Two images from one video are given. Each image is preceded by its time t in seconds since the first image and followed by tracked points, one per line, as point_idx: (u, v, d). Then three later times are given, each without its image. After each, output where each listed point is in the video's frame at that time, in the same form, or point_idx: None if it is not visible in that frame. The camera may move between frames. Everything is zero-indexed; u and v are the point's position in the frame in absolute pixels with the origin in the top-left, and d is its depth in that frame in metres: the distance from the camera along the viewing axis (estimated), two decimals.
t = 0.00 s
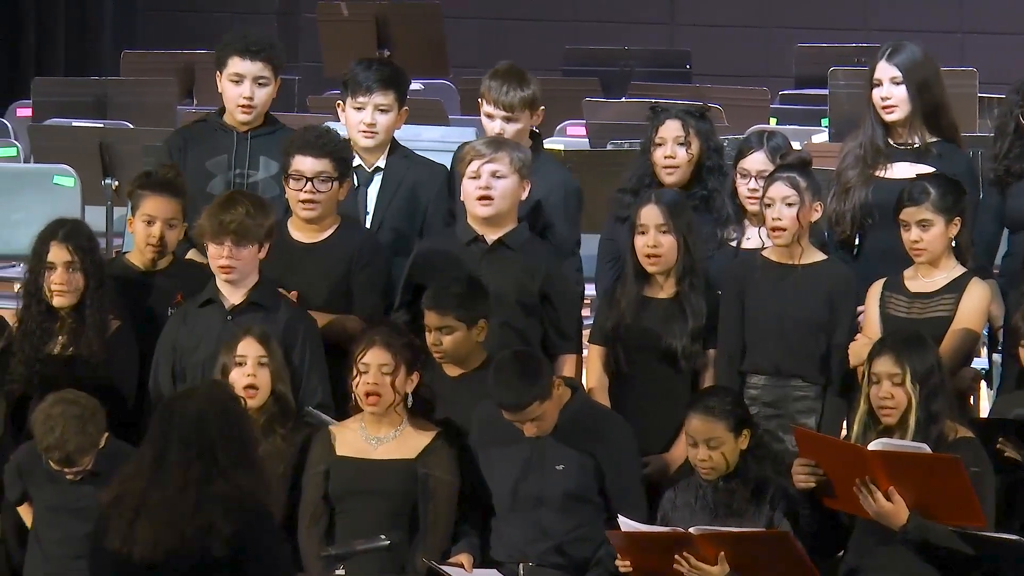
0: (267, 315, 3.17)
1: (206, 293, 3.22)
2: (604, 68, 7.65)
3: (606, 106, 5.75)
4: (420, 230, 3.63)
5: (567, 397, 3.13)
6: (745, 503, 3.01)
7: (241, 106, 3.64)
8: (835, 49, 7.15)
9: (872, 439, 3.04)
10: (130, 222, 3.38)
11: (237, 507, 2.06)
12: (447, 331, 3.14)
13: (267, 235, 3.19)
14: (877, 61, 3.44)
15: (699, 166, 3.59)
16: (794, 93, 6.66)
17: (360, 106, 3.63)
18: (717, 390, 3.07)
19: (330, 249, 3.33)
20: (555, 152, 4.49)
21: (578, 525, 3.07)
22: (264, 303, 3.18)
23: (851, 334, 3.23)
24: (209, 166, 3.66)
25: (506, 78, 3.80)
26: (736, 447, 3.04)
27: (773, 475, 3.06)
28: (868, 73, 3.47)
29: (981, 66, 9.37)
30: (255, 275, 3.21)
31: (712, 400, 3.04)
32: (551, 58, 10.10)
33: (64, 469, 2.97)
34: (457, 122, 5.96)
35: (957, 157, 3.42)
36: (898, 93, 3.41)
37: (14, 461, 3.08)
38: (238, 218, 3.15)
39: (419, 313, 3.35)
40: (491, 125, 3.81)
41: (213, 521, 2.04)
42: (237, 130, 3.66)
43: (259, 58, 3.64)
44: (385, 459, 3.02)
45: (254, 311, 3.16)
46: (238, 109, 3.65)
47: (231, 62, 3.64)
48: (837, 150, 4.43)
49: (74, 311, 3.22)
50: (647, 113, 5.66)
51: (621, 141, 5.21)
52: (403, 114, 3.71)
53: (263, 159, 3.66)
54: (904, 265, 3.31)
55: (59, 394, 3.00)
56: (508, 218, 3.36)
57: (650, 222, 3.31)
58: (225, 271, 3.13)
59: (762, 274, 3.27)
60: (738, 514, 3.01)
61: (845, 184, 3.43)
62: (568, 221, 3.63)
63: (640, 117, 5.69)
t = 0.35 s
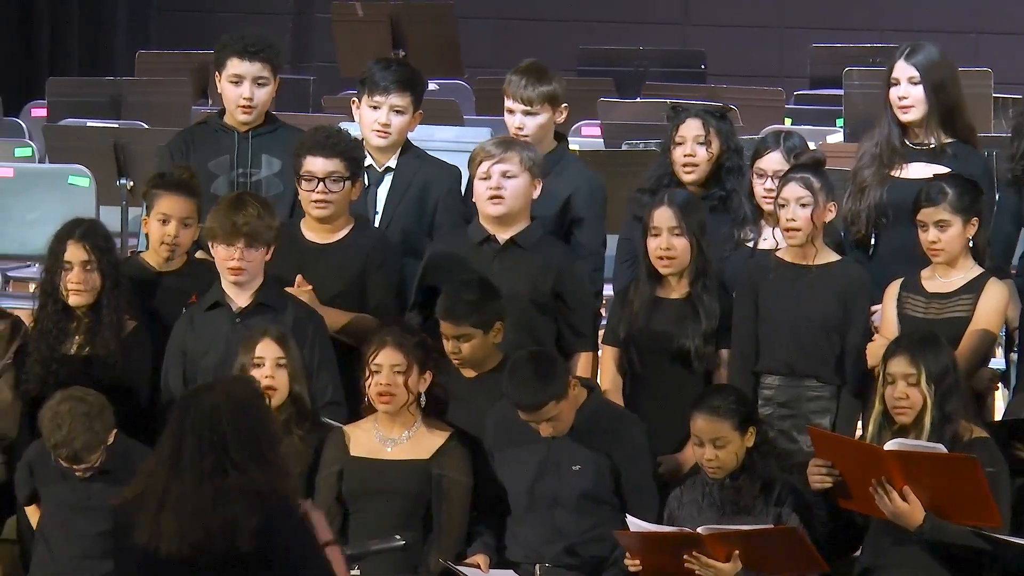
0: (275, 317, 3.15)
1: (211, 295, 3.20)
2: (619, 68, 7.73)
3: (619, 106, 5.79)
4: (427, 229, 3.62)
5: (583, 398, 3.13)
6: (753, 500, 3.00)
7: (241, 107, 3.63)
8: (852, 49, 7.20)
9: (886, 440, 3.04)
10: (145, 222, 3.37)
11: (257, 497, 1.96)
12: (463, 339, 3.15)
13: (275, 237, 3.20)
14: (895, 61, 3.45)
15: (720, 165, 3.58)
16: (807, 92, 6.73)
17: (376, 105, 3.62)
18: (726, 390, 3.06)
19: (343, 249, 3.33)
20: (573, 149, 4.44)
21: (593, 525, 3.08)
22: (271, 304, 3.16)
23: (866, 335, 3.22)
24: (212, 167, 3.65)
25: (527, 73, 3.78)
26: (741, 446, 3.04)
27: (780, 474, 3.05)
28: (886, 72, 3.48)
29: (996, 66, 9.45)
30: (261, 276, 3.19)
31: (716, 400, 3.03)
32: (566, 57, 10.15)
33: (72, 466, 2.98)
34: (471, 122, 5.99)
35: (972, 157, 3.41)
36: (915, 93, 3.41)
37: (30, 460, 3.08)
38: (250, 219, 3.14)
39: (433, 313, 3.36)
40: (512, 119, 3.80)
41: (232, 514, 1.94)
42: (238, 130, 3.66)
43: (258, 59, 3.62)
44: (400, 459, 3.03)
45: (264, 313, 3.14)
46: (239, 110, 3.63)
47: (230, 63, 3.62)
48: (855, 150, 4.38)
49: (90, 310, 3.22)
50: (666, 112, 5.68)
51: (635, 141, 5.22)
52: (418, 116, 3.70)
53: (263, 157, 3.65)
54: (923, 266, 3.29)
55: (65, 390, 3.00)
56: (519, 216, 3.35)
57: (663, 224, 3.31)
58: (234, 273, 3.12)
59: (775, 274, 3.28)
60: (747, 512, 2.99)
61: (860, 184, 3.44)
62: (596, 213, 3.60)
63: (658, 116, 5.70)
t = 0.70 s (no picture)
0: (309, 317, 3.15)
1: (246, 296, 3.21)
2: (645, 69, 7.76)
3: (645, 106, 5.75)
4: (450, 229, 3.63)
5: (610, 398, 3.14)
6: (780, 502, 2.99)
7: (257, 106, 3.60)
8: (877, 50, 7.20)
9: (914, 440, 3.02)
10: (172, 222, 3.38)
11: (288, 492, 1.86)
12: (491, 338, 3.15)
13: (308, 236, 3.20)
14: (925, 61, 3.45)
15: (745, 164, 3.61)
16: (834, 92, 6.75)
17: (399, 110, 3.61)
18: (752, 391, 3.06)
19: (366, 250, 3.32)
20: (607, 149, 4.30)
21: (621, 525, 3.07)
22: (305, 304, 3.17)
23: (893, 336, 3.22)
24: (228, 167, 3.61)
25: (560, 70, 3.81)
26: (768, 447, 3.03)
27: (806, 474, 3.04)
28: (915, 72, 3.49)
29: None
30: (294, 276, 3.19)
31: (743, 402, 3.02)
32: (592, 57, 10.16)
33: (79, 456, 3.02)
34: (498, 122, 6.00)
35: (999, 158, 3.41)
36: (944, 94, 3.42)
37: (56, 457, 3.11)
38: (280, 218, 3.14)
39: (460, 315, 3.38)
40: (545, 115, 3.82)
41: (264, 503, 1.83)
42: (254, 130, 3.63)
43: (273, 58, 3.58)
44: (424, 460, 3.03)
45: (297, 313, 3.16)
46: (254, 109, 3.61)
47: (245, 62, 3.58)
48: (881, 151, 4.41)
49: (116, 311, 3.24)
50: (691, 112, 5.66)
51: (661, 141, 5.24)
52: (440, 120, 3.71)
53: (279, 157, 3.62)
54: (950, 266, 3.31)
55: (73, 382, 3.05)
56: (545, 215, 3.35)
57: (687, 223, 3.31)
58: (267, 272, 3.13)
59: (800, 274, 3.27)
60: (774, 512, 2.98)
61: (888, 184, 3.45)
62: (628, 210, 3.62)
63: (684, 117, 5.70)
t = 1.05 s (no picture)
0: (346, 316, 3.26)
1: (289, 295, 3.33)
2: (668, 75, 7.92)
3: (666, 112, 5.84)
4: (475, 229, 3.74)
5: (632, 392, 3.24)
6: (797, 494, 3.09)
7: (289, 112, 3.69)
8: (891, 58, 7.33)
9: (925, 435, 3.13)
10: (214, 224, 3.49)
11: (329, 482, 1.99)
12: (526, 333, 3.26)
13: (350, 238, 3.30)
14: (943, 68, 3.56)
15: (764, 170, 3.74)
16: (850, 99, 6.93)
17: (413, 115, 3.74)
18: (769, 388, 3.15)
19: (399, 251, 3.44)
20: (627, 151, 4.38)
21: (642, 516, 3.17)
22: (346, 305, 3.27)
23: (906, 333, 3.32)
24: (259, 170, 3.73)
25: (581, 74, 3.93)
26: (787, 443, 3.14)
27: (824, 467, 3.14)
28: (932, 80, 3.60)
29: None
30: (338, 276, 3.31)
31: (763, 398, 3.12)
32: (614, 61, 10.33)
33: (96, 444, 3.13)
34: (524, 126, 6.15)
35: (1009, 162, 3.54)
36: (963, 101, 3.53)
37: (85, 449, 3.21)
38: (323, 220, 3.25)
39: (489, 313, 3.47)
40: (566, 117, 3.93)
41: (308, 497, 1.96)
42: (284, 135, 3.72)
43: (306, 66, 3.68)
44: (453, 453, 3.13)
45: (335, 313, 3.26)
46: (287, 115, 3.70)
47: (278, 69, 3.69)
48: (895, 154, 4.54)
49: (156, 310, 3.35)
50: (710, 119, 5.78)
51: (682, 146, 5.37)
52: (451, 120, 3.82)
53: (308, 161, 3.72)
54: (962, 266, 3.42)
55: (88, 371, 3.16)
56: (570, 219, 3.46)
57: (706, 226, 3.42)
58: (309, 272, 3.24)
59: (816, 274, 3.38)
60: (792, 503, 3.09)
61: (901, 188, 3.56)
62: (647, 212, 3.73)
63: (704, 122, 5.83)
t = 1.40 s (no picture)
0: (376, 315, 3.37)
1: (320, 294, 3.44)
2: (685, 82, 8.15)
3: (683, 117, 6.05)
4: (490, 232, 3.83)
5: (640, 386, 3.35)
6: (810, 489, 3.21)
7: (323, 119, 3.80)
8: (901, 64, 7.47)
9: (934, 430, 3.24)
10: (248, 227, 3.60)
11: (348, 476, 2.07)
12: (548, 336, 3.36)
13: (378, 239, 3.41)
14: (955, 75, 3.67)
15: (776, 172, 3.84)
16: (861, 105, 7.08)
17: (434, 119, 3.87)
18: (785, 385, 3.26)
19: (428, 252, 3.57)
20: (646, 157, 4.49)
21: (658, 508, 3.28)
22: (375, 304, 3.38)
23: (915, 331, 3.43)
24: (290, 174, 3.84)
25: (597, 81, 4.03)
26: (801, 438, 3.24)
27: (835, 462, 3.25)
28: (942, 86, 3.70)
29: None
30: (368, 278, 3.41)
31: (779, 394, 3.23)
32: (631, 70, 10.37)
33: (118, 432, 3.18)
34: (546, 131, 6.31)
35: (1017, 166, 3.64)
36: (975, 106, 3.63)
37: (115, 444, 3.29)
38: (353, 222, 3.36)
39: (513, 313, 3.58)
40: (583, 124, 4.05)
41: (328, 489, 2.05)
42: (315, 139, 3.84)
43: (345, 76, 3.79)
44: (476, 448, 3.23)
45: (366, 312, 3.37)
46: (320, 121, 3.81)
47: (317, 77, 3.78)
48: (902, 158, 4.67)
49: (190, 309, 3.46)
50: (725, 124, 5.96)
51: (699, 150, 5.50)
52: (473, 127, 3.93)
53: (338, 166, 3.83)
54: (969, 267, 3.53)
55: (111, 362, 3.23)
56: (592, 221, 3.58)
57: (725, 228, 3.53)
58: (339, 273, 3.34)
59: (829, 274, 3.49)
60: (805, 496, 3.20)
61: (911, 192, 3.68)
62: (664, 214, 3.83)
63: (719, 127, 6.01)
